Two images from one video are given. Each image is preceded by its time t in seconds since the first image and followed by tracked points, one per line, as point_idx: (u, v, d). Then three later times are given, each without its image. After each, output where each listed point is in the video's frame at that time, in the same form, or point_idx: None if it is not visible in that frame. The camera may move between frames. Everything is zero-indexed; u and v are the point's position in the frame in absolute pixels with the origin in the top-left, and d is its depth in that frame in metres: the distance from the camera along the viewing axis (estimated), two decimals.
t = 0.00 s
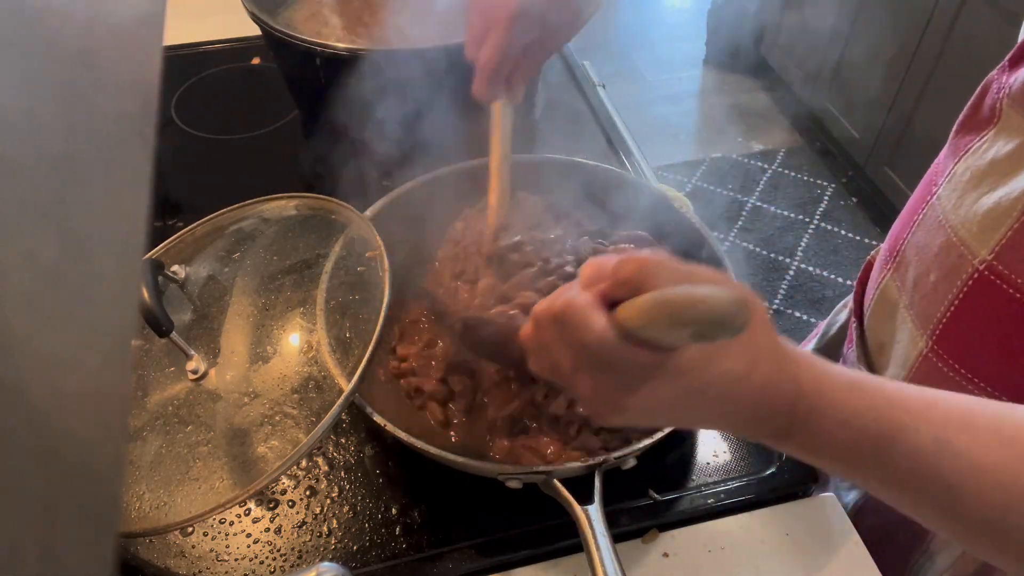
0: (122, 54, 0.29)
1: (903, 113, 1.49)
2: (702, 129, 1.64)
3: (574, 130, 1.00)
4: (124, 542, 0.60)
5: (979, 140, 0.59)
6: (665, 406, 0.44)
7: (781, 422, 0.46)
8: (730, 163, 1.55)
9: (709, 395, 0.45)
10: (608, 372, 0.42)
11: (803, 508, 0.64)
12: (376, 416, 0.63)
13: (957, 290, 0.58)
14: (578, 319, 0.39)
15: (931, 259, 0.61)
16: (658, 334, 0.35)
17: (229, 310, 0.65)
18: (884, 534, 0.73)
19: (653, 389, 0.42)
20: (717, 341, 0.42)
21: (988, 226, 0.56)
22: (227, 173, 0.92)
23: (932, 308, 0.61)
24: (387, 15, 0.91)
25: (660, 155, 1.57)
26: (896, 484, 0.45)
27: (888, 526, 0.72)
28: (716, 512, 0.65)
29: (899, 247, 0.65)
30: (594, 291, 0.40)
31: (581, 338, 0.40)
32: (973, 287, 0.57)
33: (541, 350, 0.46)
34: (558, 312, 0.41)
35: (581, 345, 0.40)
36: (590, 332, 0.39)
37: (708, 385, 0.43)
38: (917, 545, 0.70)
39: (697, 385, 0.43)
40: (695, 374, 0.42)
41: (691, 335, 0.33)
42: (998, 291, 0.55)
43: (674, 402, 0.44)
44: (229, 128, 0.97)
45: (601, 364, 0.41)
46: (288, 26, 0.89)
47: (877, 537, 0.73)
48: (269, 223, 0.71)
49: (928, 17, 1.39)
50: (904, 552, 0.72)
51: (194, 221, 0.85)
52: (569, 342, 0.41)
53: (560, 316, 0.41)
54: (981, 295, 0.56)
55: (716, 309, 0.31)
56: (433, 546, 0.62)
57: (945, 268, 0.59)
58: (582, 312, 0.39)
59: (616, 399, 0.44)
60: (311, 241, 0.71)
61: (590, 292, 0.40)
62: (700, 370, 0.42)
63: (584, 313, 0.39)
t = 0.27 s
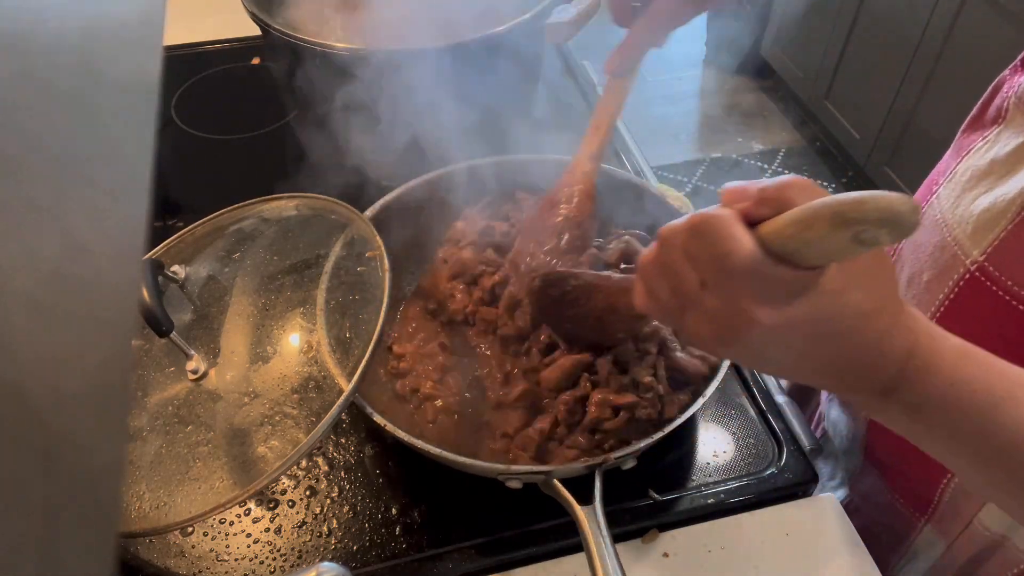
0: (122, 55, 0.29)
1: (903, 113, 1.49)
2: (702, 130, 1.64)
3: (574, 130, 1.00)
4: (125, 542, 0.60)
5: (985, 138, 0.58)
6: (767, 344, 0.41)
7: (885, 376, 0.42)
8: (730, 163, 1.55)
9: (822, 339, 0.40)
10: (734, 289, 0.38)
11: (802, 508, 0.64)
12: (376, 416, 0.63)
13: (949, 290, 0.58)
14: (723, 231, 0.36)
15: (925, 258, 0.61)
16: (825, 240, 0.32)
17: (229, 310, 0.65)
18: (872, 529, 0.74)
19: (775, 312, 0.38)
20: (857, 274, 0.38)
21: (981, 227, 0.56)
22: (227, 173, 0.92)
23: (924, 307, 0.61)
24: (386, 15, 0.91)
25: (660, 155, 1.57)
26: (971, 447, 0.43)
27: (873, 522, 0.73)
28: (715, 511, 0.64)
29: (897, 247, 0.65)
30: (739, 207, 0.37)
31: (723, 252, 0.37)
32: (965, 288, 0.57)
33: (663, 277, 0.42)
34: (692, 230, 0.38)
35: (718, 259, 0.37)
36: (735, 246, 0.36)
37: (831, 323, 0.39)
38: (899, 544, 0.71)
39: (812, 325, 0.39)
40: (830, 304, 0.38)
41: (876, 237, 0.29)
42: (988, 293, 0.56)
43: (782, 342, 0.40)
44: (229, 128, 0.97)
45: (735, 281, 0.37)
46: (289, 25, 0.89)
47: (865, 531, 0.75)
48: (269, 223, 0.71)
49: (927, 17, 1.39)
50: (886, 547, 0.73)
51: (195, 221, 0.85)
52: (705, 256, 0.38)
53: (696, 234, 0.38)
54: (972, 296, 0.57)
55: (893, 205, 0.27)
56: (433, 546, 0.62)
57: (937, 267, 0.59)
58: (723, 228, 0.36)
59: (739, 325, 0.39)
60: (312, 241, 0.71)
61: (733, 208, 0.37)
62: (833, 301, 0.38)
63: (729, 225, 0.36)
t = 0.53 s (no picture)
0: (118, 55, 0.29)
1: (903, 113, 1.50)
2: (701, 130, 1.64)
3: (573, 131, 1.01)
4: (125, 542, 0.60)
5: (980, 139, 0.58)
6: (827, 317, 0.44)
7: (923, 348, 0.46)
8: (730, 163, 1.56)
9: (878, 313, 0.43)
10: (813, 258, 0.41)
11: (802, 509, 0.64)
12: (376, 416, 0.63)
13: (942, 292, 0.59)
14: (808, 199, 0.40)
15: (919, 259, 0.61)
16: (910, 211, 0.35)
17: (229, 310, 0.65)
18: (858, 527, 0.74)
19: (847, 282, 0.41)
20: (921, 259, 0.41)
21: (974, 229, 0.56)
22: (227, 173, 0.92)
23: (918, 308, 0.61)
24: (386, 15, 0.91)
25: (660, 155, 1.57)
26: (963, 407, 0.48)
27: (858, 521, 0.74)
28: (715, 511, 0.64)
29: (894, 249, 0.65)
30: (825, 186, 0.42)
31: (808, 217, 0.40)
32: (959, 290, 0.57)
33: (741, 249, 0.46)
34: (777, 203, 0.42)
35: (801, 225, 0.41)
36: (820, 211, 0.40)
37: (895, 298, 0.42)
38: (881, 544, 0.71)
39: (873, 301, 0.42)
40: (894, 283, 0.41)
41: (964, 202, 0.32)
42: (979, 294, 0.56)
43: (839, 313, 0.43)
44: (229, 128, 0.97)
45: (816, 248, 0.41)
46: (288, 26, 0.89)
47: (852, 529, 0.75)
48: (269, 223, 0.71)
49: (927, 18, 1.39)
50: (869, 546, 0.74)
51: (194, 221, 0.85)
52: (788, 224, 0.42)
53: (780, 202, 0.42)
54: (966, 298, 0.57)
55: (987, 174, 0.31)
56: (433, 546, 0.62)
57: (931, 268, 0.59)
58: (811, 196, 0.40)
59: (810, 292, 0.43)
60: (312, 241, 0.71)
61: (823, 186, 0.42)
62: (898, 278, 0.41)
63: (817, 195, 0.40)
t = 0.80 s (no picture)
0: (120, 55, 0.29)
1: (903, 113, 1.49)
2: (701, 130, 1.64)
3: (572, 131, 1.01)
4: (124, 542, 0.60)
5: (981, 132, 0.58)
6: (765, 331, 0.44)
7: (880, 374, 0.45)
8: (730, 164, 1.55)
9: (803, 325, 0.43)
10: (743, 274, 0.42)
11: (801, 508, 0.64)
12: (376, 416, 0.63)
13: (936, 285, 0.59)
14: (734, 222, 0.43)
15: (916, 251, 0.61)
16: (826, 231, 0.38)
17: (230, 310, 0.65)
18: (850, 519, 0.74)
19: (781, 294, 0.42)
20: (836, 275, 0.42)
21: (971, 222, 0.56)
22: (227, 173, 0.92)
23: (912, 300, 0.61)
24: (386, 15, 0.91)
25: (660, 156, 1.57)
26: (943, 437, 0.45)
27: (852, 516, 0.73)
28: (715, 511, 0.65)
29: (892, 241, 0.66)
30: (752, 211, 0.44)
31: (735, 235, 0.43)
32: (952, 282, 0.57)
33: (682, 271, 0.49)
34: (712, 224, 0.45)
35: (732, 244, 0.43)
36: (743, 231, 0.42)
37: (816, 316, 0.42)
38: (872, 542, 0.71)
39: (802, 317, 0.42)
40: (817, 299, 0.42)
41: (866, 223, 0.35)
42: (974, 287, 0.55)
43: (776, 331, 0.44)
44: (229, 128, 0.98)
45: (744, 264, 0.42)
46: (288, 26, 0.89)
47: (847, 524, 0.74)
48: (269, 223, 0.71)
49: (927, 18, 1.39)
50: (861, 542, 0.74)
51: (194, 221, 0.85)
52: (720, 241, 0.44)
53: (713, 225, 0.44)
54: (961, 290, 0.56)
55: (880, 196, 0.33)
56: (433, 546, 0.62)
57: (927, 260, 0.59)
58: (737, 220, 0.43)
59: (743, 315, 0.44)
60: (312, 241, 0.71)
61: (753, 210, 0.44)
62: (823, 288, 0.41)
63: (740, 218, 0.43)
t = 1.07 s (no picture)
0: (121, 56, 0.29)
1: (904, 113, 1.49)
2: (701, 129, 1.64)
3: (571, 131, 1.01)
4: (125, 542, 0.60)
5: (981, 130, 0.58)
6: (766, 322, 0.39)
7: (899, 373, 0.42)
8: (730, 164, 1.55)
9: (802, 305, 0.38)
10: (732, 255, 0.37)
11: (800, 509, 0.64)
12: (376, 416, 0.63)
13: (938, 283, 0.59)
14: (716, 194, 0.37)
15: (916, 250, 0.61)
16: (812, 201, 0.33)
17: (229, 310, 0.65)
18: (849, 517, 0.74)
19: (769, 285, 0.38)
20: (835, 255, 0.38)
21: (974, 220, 0.56)
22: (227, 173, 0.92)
23: (913, 298, 0.61)
24: (385, 15, 0.91)
25: (660, 155, 1.57)
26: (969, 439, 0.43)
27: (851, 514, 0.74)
28: (715, 511, 0.65)
29: (891, 238, 0.65)
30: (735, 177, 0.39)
31: (714, 213, 0.37)
32: (955, 280, 0.57)
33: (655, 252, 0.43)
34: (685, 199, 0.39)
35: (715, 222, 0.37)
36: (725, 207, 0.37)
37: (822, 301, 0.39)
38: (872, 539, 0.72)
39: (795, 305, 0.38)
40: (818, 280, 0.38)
41: (861, 194, 0.31)
42: (977, 285, 0.56)
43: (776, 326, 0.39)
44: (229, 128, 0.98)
45: (727, 246, 0.37)
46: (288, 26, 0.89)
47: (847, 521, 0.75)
48: (269, 223, 0.71)
49: (927, 18, 1.39)
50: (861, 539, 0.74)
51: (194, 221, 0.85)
52: (699, 221, 0.38)
53: (688, 202, 0.38)
54: (964, 288, 0.56)
55: (879, 161, 0.30)
56: (433, 546, 0.62)
57: (929, 258, 0.59)
58: (717, 193, 0.37)
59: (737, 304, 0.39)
60: (311, 241, 0.71)
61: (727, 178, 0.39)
62: (811, 267, 0.38)
63: (720, 191, 0.37)
